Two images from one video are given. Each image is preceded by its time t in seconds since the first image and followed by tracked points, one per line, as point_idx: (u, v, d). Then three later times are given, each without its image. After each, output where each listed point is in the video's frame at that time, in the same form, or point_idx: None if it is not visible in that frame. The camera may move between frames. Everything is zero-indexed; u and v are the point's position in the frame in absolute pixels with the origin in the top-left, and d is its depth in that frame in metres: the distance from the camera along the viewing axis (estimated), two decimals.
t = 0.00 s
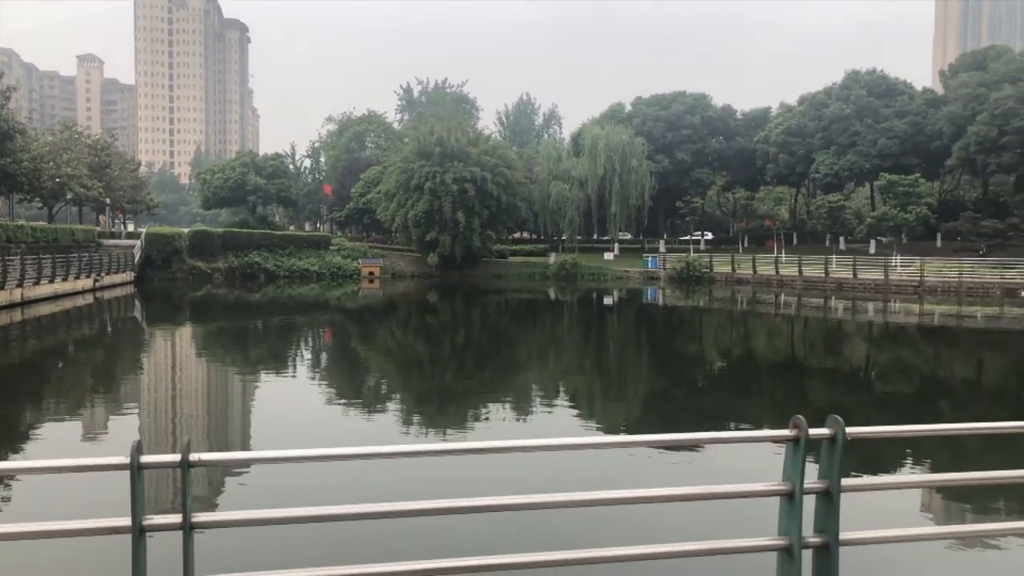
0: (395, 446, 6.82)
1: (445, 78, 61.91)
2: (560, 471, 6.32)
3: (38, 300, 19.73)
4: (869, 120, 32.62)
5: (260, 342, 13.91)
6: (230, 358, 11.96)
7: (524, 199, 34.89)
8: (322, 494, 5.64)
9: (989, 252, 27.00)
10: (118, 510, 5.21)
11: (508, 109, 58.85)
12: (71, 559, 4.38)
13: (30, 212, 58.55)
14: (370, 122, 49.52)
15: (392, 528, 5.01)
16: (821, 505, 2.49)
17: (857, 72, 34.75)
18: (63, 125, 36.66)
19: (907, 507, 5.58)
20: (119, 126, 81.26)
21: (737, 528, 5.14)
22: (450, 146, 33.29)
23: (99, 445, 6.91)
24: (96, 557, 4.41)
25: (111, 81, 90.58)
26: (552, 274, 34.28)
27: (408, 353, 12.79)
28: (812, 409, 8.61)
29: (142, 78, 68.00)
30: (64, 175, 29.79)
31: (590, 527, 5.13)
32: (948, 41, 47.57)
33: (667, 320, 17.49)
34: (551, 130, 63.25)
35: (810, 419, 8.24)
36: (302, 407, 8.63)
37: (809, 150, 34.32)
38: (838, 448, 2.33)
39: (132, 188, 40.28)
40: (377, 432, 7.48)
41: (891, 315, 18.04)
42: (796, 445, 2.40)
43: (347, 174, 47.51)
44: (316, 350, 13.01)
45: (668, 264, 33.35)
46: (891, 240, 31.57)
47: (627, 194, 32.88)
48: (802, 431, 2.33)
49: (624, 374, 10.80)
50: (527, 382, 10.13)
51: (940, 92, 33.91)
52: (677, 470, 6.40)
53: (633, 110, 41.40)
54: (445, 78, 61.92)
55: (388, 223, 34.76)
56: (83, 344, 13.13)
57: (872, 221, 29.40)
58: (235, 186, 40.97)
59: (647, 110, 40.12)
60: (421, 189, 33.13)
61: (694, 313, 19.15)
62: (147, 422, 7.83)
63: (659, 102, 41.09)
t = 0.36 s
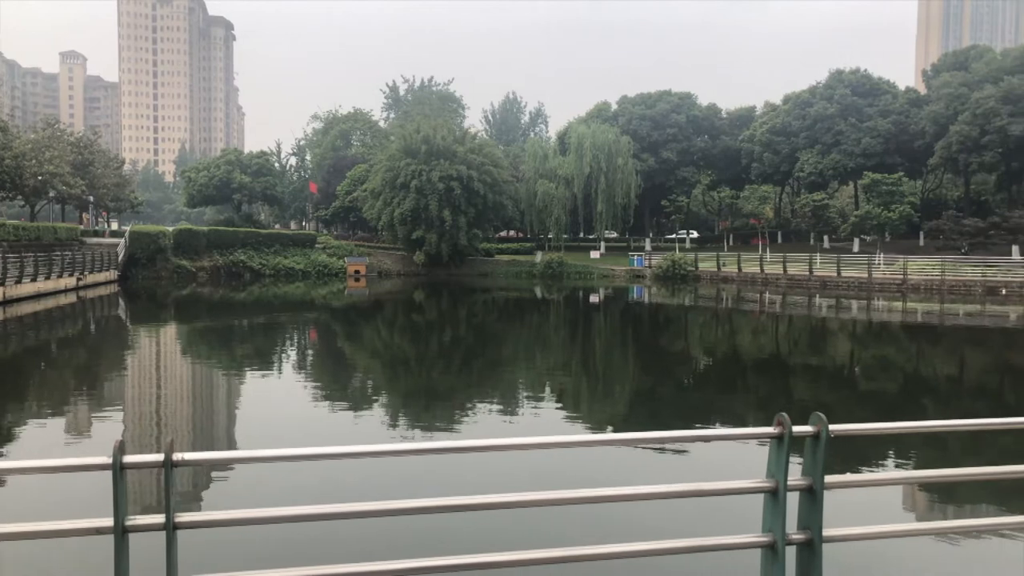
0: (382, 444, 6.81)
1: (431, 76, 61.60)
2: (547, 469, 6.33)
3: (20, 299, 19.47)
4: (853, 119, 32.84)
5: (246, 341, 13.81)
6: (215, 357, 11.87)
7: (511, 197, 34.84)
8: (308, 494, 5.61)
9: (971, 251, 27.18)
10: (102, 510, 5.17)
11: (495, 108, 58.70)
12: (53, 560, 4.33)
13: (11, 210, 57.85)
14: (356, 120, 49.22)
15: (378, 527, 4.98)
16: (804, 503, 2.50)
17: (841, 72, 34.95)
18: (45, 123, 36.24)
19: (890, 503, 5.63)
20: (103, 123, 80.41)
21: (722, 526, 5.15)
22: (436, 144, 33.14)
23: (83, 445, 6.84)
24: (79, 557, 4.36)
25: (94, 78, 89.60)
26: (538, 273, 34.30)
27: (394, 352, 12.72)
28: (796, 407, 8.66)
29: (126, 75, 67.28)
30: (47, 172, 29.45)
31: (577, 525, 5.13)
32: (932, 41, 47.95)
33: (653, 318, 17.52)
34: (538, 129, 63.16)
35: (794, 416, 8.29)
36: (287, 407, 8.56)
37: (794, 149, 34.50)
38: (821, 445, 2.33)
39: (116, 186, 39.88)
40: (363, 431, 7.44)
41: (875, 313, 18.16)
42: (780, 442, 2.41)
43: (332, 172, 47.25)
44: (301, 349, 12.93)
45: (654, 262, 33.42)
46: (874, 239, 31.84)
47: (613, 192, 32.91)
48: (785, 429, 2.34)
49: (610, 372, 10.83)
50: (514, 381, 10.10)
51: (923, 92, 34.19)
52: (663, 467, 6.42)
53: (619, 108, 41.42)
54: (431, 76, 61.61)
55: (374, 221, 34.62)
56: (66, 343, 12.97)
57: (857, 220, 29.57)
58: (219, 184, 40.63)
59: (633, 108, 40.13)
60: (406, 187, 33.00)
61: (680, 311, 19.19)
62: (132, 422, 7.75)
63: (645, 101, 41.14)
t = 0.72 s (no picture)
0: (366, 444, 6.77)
1: (415, 75, 61.37)
2: (532, 469, 6.32)
3: None
4: (835, 120, 33.10)
5: (230, 341, 13.69)
6: (198, 358, 11.77)
7: (496, 197, 34.80)
8: (292, 495, 5.56)
9: (952, 250, 27.39)
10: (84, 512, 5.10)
11: (480, 108, 58.62)
12: (33, 564, 4.27)
13: None
14: (340, 119, 48.98)
15: (363, 528, 4.95)
16: (787, 503, 2.50)
17: (824, 72, 35.21)
18: (25, 121, 35.76)
19: (872, 500, 5.68)
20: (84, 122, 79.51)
21: (707, 525, 5.16)
22: (420, 144, 33.03)
23: (64, 447, 6.75)
24: (59, 561, 4.29)
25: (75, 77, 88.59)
26: (524, 272, 34.31)
27: (378, 352, 12.66)
28: (779, 406, 8.70)
29: (107, 73, 66.56)
30: (26, 171, 29.05)
31: (562, 523, 5.13)
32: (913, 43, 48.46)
33: (638, 318, 17.56)
34: (523, 128, 63.12)
35: (778, 415, 8.33)
36: (270, 407, 8.50)
37: (777, 150, 34.74)
38: (804, 444, 2.33)
39: (97, 185, 39.43)
40: (348, 432, 7.39)
41: (857, 313, 18.31)
42: (764, 442, 2.41)
43: (316, 172, 46.97)
44: (286, 349, 12.82)
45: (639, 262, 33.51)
46: (856, 238, 32.13)
47: (598, 192, 32.99)
48: (768, 427, 2.34)
49: (596, 372, 10.84)
50: (500, 381, 10.07)
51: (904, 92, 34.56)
52: (648, 467, 6.43)
53: (603, 108, 41.48)
54: (415, 75, 61.38)
55: (358, 221, 34.45)
56: (47, 344, 12.83)
57: (840, 219, 29.79)
58: (203, 184, 40.31)
59: (618, 108, 40.20)
60: (391, 187, 32.86)
61: (665, 311, 19.25)
62: (115, 423, 7.68)
63: (630, 101, 41.24)
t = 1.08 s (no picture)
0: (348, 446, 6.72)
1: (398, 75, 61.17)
2: (515, 470, 6.30)
3: None
4: (815, 121, 33.39)
5: (211, 342, 13.54)
6: (178, 359, 11.63)
7: (478, 197, 34.76)
8: (274, 498, 5.51)
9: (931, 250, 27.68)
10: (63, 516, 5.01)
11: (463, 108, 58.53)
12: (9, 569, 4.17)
13: None
14: (322, 119, 48.69)
15: (345, 531, 4.90)
16: (769, 501, 2.50)
17: (805, 74, 35.51)
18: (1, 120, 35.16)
19: (853, 499, 5.73)
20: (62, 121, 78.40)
21: (690, 525, 5.17)
22: (403, 144, 32.88)
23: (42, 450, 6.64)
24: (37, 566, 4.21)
25: (52, 75, 87.30)
26: (507, 272, 34.31)
27: (360, 353, 12.58)
28: (760, 405, 8.76)
29: (85, 71, 65.66)
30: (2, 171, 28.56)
31: (544, 524, 5.12)
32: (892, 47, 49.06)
33: (620, 318, 17.61)
34: (506, 129, 63.13)
35: (759, 414, 8.38)
36: (251, 409, 8.41)
37: (759, 150, 35.00)
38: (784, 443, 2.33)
39: (76, 185, 38.88)
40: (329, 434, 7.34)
41: (836, 313, 18.50)
42: (745, 441, 2.41)
43: (298, 172, 46.68)
44: (267, 350, 12.71)
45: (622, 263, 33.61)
46: (836, 239, 32.45)
47: (581, 193, 33.09)
48: (749, 427, 2.34)
49: (579, 372, 10.85)
50: (483, 382, 10.04)
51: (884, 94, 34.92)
52: (631, 466, 6.44)
53: (586, 109, 41.56)
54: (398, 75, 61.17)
55: (340, 221, 34.24)
56: (25, 346, 12.63)
57: (821, 219, 30.04)
58: (183, 184, 39.92)
59: (600, 109, 40.29)
60: (373, 187, 32.71)
61: (647, 311, 19.32)
62: (93, 425, 7.57)
63: (612, 102, 41.35)
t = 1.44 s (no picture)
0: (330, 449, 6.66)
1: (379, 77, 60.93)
2: (496, 472, 6.27)
3: None
4: (795, 124, 33.69)
5: (190, 345, 13.41)
6: (156, 362, 11.50)
7: (460, 199, 34.70)
8: (254, 502, 5.44)
9: (908, 253, 28.06)
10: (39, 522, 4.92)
11: (445, 110, 58.40)
12: None
13: None
14: (303, 120, 48.36)
15: (326, 535, 4.84)
16: (749, 502, 2.50)
17: (785, 77, 35.81)
18: None
19: (832, 499, 5.77)
20: (38, 121, 77.26)
21: (670, 527, 5.17)
22: (384, 146, 32.73)
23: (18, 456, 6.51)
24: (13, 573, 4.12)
25: (28, 75, 86.04)
26: (489, 274, 34.30)
27: (342, 355, 12.51)
28: (741, 406, 8.81)
29: (62, 71, 64.74)
30: None
31: (527, 527, 5.09)
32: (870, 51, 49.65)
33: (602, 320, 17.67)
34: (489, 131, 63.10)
35: (740, 415, 8.43)
36: (231, 412, 8.33)
37: (739, 153, 35.27)
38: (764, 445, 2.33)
39: (53, 186, 38.31)
40: (311, 437, 7.27)
41: (815, 314, 18.70)
42: (726, 443, 2.40)
43: (278, 173, 46.33)
44: (247, 353, 12.61)
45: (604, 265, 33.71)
46: (816, 241, 32.79)
47: (563, 195, 33.17)
48: (729, 429, 2.33)
49: (560, 374, 10.86)
50: (465, 384, 10.02)
51: (862, 98, 35.33)
52: (613, 468, 6.44)
53: (568, 112, 41.65)
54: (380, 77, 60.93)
55: (322, 223, 34.02)
56: None
57: (801, 222, 30.32)
58: (162, 185, 39.48)
59: (582, 112, 40.40)
60: (354, 189, 32.54)
61: (628, 312, 19.40)
62: (70, 430, 7.45)
63: (594, 104, 41.47)
